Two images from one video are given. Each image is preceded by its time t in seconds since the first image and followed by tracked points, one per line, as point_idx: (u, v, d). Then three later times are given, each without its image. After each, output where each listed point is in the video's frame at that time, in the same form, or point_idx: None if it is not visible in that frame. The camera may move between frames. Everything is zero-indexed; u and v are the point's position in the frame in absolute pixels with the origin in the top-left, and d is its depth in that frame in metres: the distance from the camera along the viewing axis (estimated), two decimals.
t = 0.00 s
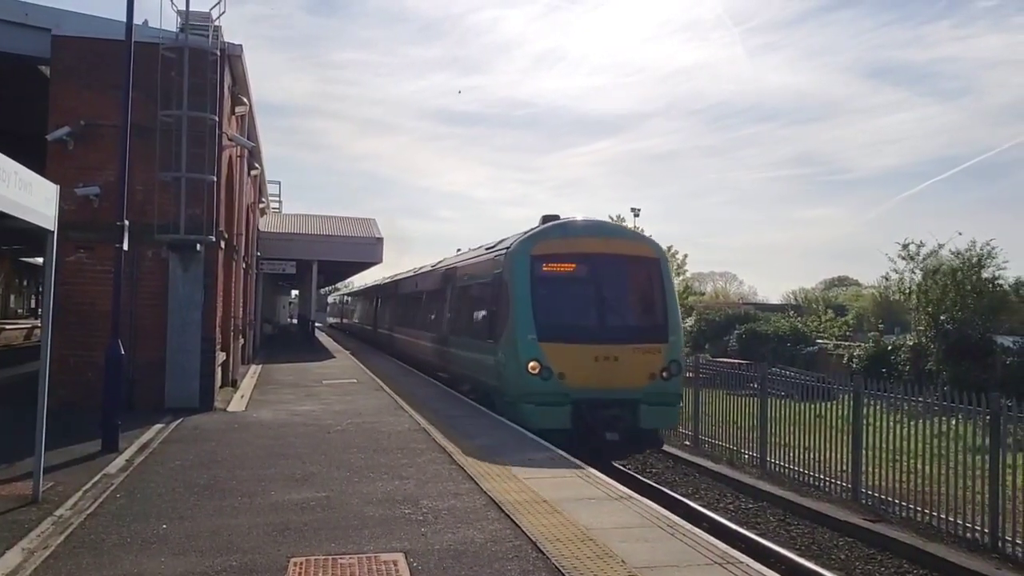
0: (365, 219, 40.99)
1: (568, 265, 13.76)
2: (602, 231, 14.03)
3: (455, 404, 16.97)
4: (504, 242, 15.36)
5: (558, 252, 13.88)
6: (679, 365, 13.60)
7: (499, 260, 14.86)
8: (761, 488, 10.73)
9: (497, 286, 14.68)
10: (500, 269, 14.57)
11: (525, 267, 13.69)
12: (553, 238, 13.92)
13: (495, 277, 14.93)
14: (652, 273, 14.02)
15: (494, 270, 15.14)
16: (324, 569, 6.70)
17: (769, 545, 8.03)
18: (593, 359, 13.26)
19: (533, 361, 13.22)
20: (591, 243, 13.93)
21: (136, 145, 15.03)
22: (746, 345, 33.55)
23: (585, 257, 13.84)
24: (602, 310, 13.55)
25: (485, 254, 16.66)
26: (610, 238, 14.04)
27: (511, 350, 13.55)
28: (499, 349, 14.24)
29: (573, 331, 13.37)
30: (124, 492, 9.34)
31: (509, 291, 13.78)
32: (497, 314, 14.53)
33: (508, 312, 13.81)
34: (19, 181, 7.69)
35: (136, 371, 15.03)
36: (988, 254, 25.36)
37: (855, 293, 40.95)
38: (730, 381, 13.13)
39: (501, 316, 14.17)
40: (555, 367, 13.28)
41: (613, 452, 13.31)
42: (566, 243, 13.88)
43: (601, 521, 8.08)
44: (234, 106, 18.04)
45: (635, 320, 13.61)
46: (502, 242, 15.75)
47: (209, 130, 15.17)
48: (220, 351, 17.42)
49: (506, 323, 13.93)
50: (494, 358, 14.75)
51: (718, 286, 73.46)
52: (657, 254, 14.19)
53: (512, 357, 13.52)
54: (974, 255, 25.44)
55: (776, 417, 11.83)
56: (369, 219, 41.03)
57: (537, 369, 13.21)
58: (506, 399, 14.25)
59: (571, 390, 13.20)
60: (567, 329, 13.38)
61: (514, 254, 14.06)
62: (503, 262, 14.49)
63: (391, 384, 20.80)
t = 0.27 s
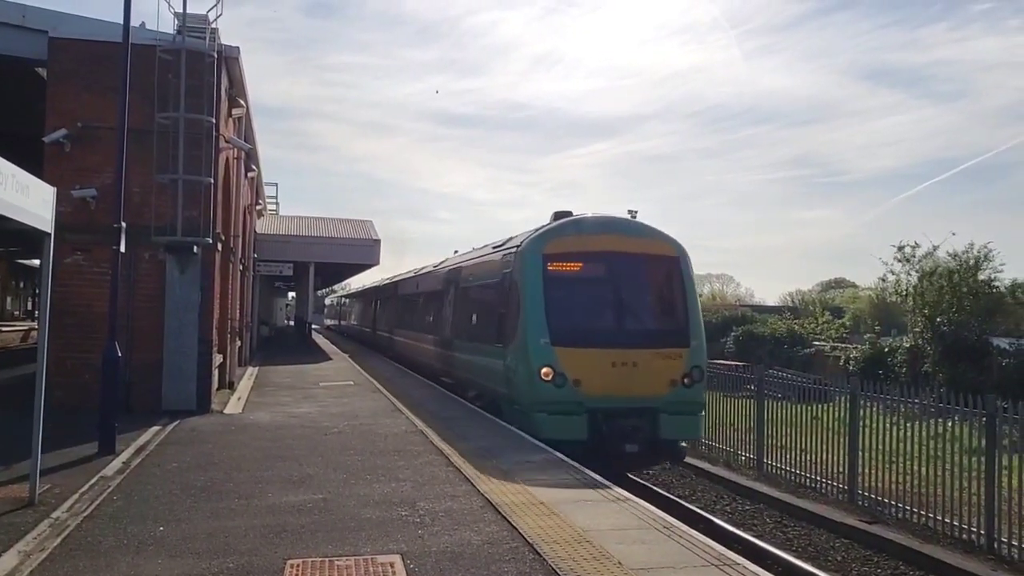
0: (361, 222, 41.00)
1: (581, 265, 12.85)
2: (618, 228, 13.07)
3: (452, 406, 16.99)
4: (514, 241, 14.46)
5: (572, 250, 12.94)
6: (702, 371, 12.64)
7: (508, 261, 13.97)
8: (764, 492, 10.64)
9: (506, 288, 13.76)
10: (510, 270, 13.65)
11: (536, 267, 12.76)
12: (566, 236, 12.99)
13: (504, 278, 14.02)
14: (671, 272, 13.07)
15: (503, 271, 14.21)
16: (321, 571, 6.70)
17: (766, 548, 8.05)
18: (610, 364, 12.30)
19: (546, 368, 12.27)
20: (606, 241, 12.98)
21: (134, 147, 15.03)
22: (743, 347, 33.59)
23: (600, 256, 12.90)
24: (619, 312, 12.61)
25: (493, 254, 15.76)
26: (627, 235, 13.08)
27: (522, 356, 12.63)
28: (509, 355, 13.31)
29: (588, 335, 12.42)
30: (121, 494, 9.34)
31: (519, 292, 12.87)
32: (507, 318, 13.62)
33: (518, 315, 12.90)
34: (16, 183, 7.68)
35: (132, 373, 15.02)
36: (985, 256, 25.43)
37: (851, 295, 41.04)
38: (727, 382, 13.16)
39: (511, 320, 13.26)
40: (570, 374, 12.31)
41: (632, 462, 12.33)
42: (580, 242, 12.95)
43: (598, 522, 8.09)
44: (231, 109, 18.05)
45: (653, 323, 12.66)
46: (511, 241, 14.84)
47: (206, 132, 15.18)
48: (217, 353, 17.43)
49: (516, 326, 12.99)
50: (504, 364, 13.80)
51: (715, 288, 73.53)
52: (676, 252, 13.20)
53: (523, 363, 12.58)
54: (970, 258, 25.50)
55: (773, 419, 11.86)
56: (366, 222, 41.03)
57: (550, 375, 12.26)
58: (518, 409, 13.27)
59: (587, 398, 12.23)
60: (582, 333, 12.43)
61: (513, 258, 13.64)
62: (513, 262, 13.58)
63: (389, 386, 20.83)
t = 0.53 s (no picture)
0: (359, 223, 41.01)
1: (600, 262, 11.92)
2: (639, 223, 12.17)
3: (451, 406, 17.01)
4: (525, 238, 13.53)
5: (589, 246, 11.98)
6: (729, 376, 11.69)
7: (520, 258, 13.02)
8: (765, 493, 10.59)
9: (518, 287, 12.81)
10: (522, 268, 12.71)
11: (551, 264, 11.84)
12: (583, 231, 12.05)
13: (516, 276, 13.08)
14: (695, 271, 12.16)
15: (514, 269, 13.28)
16: (319, 571, 6.72)
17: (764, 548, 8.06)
18: (632, 368, 11.35)
19: (562, 372, 11.30)
20: (626, 237, 12.05)
21: (132, 148, 15.03)
22: (741, 347, 33.61)
23: (620, 253, 11.97)
24: (641, 312, 11.67)
25: (502, 252, 14.80)
26: (647, 230, 12.15)
27: (535, 360, 11.67)
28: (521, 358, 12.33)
29: (607, 337, 11.47)
30: (119, 494, 9.35)
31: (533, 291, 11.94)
32: (518, 319, 12.67)
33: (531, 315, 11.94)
34: (14, 184, 7.69)
35: (131, 374, 15.02)
36: (982, 257, 25.44)
37: (849, 295, 41.08)
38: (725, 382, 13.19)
39: (523, 321, 12.31)
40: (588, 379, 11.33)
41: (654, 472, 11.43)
42: (599, 237, 12.01)
43: (596, 523, 8.10)
44: (229, 109, 18.05)
45: (677, 325, 11.72)
46: (521, 238, 13.91)
47: (204, 133, 15.19)
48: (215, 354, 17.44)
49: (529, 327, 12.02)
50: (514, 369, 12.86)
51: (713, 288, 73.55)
52: (701, 250, 12.30)
53: (536, 367, 11.62)
54: (969, 258, 25.49)
55: (771, 419, 11.87)
56: (364, 223, 41.05)
57: (566, 381, 11.28)
58: (531, 416, 12.33)
59: (607, 405, 11.28)
60: (601, 335, 11.48)
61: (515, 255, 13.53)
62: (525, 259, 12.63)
63: (387, 387, 20.85)
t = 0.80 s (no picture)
0: (359, 222, 41.03)
1: (625, 257, 10.84)
2: (666, 213, 11.06)
3: (452, 406, 16.99)
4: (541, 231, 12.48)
5: (612, 239, 10.91)
6: (766, 379, 10.67)
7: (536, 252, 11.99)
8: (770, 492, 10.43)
9: (534, 283, 11.79)
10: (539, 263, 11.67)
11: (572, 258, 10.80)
12: (605, 221, 10.98)
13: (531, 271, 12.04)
14: (728, 263, 11.05)
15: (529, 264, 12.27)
16: (320, 571, 6.72)
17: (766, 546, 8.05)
18: (660, 371, 10.33)
19: (584, 376, 10.28)
20: (652, 228, 10.96)
21: (131, 149, 15.03)
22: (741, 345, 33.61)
23: (646, 246, 10.89)
24: (669, 311, 10.64)
25: (514, 245, 13.74)
26: (675, 221, 11.05)
27: (554, 363, 10.65)
28: (539, 358, 11.34)
29: (633, 338, 10.44)
30: (120, 495, 9.35)
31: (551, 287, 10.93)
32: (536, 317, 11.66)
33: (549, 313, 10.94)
34: (13, 185, 7.69)
35: (132, 374, 15.02)
36: (983, 253, 25.45)
37: (849, 292, 41.09)
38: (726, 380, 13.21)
39: (540, 320, 11.30)
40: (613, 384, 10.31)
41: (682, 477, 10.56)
42: (623, 229, 10.93)
43: (597, 521, 8.09)
44: (229, 109, 18.04)
45: (708, 324, 10.69)
46: (535, 230, 12.88)
47: (203, 133, 15.19)
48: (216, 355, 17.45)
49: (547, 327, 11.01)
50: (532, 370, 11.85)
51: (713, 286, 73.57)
52: (733, 242, 11.18)
53: (556, 371, 10.62)
54: (969, 254, 25.52)
55: (772, 416, 11.87)
56: (363, 222, 41.07)
57: (589, 386, 10.27)
58: (552, 421, 11.34)
59: (634, 411, 10.26)
60: (626, 337, 10.45)
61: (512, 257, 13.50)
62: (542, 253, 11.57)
63: (388, 386, 20.86)
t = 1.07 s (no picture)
0: (359, 223, 41.06)
1: (652, 251, 9.92)
2: (697, 204, 10.13)
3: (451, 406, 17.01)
4: (557, 226, 11.55)
5: (638, 233, 9.98)
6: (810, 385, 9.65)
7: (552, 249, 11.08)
8: (790, 496, 10.03)
9: (553, 282, 10.87)
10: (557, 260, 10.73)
11: (594, 254, 9.88)
12: (630, 213, 10.05)
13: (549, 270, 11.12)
14: (765, 258, 10.08)
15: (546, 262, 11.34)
16: (320, 571, 6.72)
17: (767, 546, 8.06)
18: (693, 376, 9.32)
19: (610, 382, 9.32)
20: (680, 220, 10.03)
21: (130, 151, 15.03)
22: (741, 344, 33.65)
23: (675, 241, 9.95)
24: (701, 311, 9.68)
25: (527, 242, 12.80)
26: (705, 212, 10.11)
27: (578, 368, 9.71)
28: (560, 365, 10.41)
29: (663, 341, 9.47)
30: (120, 497, 9.35)
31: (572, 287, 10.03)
32: (555, 320, 10.72)
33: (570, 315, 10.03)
34: (11, 187, 7.69)
35: (131, 376, 15.01)
36: (982, 252, 25.51)
37: (848, 292, 41.16)
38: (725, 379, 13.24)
39: (561, 322, 10.38)
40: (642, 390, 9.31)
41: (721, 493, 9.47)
42: (650, 222, 10.00)
43: (597, 521, 8.09)
44: (227, 110, 18.06)
45: (744, 325, 9.68)
46: (550, 225, 11.94)
47: (201, 134, 15.19)
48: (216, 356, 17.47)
49: (569, 330, 10.08)
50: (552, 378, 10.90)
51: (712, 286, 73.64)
52: (769, 235, 10.20)
53: (579, 378, 9.68)
54: (968, 253, 25.58)
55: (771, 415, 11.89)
56: (362, 223, 41.10)
57: (615, 393, 9.30)
58: (576, 433, 10.38)
59: (666, 420, 9.25)
60: (654, 339, 9.48)
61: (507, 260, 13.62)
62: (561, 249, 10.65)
63: (388, 387, 20.88)
